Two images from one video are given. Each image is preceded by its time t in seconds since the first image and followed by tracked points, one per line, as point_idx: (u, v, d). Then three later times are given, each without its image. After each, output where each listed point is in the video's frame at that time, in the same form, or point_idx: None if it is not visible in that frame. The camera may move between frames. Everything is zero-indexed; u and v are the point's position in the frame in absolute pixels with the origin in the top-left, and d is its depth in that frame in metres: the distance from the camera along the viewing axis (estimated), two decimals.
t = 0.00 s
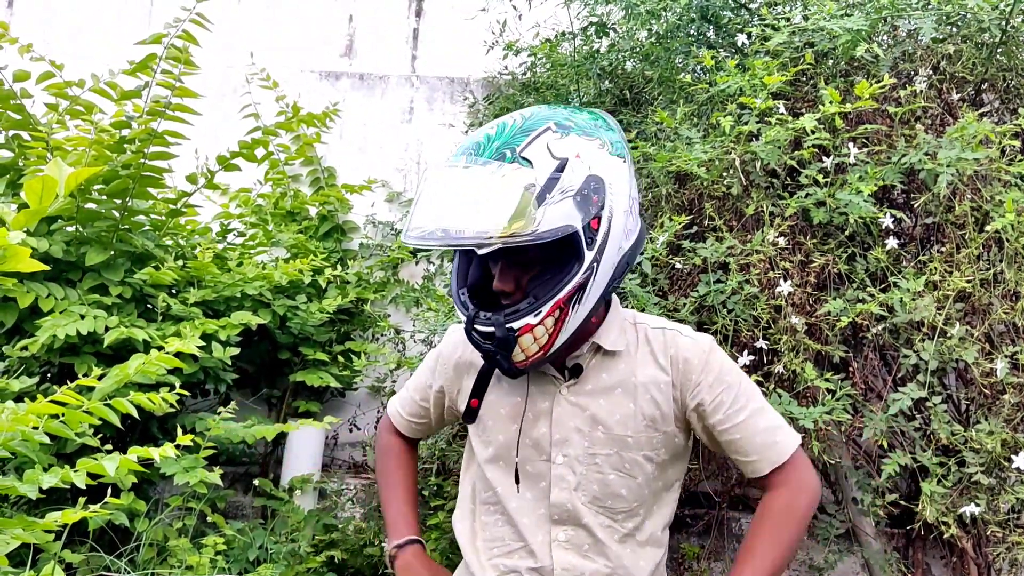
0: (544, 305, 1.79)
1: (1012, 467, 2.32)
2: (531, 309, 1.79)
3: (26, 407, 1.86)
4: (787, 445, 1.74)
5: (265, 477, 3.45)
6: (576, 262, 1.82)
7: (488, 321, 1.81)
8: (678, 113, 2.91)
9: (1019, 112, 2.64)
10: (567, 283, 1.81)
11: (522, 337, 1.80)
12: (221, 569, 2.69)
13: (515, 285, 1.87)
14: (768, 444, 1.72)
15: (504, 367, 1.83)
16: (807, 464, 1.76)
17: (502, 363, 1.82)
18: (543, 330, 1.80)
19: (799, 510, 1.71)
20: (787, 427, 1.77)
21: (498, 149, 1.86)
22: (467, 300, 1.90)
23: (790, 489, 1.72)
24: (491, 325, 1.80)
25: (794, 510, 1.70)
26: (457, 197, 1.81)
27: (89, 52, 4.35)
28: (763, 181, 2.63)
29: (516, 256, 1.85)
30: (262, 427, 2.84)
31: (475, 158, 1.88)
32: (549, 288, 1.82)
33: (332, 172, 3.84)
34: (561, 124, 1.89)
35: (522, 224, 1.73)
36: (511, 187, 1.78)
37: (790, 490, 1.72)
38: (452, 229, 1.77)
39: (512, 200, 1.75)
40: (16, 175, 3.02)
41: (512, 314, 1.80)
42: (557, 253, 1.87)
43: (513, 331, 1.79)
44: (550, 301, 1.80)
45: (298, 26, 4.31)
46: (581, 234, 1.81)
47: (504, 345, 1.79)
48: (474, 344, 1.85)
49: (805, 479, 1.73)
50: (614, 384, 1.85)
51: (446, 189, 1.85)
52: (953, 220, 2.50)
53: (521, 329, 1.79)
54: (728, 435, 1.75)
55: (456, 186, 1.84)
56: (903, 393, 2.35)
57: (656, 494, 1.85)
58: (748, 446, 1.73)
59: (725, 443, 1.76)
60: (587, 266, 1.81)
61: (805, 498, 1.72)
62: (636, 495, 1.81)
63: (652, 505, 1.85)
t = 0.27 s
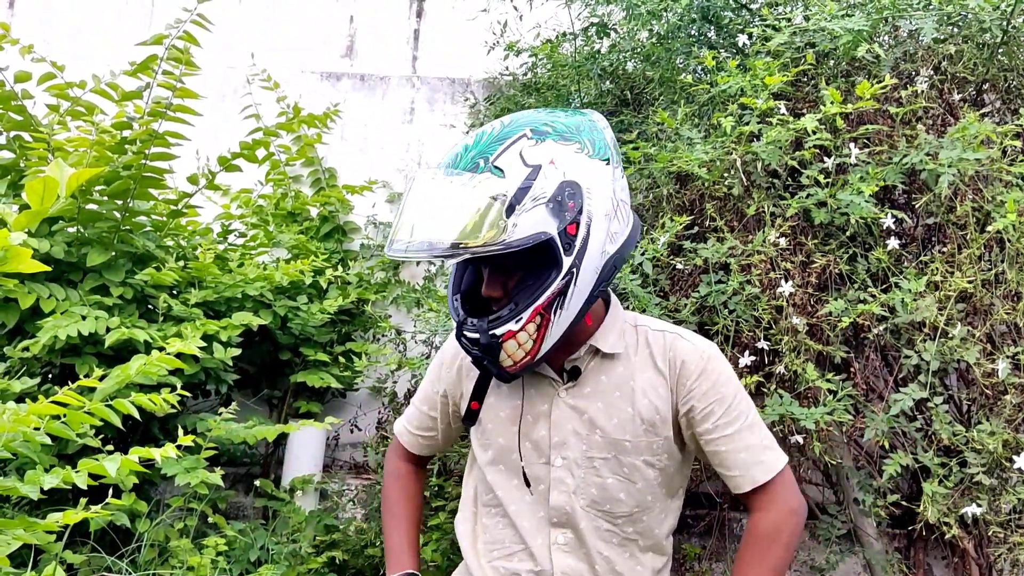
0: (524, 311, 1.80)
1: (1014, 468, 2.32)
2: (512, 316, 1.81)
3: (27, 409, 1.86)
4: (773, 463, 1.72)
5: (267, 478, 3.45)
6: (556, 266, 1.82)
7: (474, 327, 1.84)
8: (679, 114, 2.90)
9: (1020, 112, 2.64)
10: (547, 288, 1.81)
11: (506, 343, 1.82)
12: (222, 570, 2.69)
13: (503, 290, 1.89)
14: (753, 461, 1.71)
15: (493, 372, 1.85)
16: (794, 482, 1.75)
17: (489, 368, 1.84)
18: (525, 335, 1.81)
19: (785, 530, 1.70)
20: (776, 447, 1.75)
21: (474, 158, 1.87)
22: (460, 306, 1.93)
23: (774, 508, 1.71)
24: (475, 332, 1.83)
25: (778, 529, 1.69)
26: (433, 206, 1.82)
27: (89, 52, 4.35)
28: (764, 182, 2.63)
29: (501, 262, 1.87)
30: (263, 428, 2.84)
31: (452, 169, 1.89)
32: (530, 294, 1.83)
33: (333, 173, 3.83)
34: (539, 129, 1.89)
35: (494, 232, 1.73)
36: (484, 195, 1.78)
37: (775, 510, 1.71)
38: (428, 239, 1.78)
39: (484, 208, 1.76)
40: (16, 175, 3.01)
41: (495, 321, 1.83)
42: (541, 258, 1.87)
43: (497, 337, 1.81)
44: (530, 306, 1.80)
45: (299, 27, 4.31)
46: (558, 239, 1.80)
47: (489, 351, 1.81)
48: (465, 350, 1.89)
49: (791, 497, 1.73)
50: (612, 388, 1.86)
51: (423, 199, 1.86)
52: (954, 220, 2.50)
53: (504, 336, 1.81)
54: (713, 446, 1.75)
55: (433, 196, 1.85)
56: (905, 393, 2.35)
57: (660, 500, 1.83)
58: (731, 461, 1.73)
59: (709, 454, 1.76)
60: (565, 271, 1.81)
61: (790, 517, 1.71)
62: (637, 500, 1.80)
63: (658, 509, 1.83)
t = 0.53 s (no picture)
0: (544, 311, 1.78)
1: (1014, 469, 2.32)
2: (532, 316, 1.79)
3: (28, 410, 1.86)
4: (766, 466, 1.74)
5: (267, 478, 3.46)
6: (574, 266, 1.82)
7: (489, 329, 1.80)
8: (679, 114, 2.90)
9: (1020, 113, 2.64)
10: (566, 288, 1.81)
11: (524, 344, 1.80)
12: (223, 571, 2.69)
13: (514, 292, 1.85)
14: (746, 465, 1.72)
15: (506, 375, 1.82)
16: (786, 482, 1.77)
17: (505, 371, 1.81)
18: (545, 336, 1.80)
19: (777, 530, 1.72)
20: (769, 448, 1.77)
21: (488, 159, 1.86)
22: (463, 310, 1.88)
23: (767, 509, 1.73)
24: (491, 334, 1.79)
25: (771, 530, 1.72)
26: (453, 208, 1.81)
27: (89, 53, 4.36)
28: (764, 182, 2.63)
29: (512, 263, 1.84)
30: (264, 429, 2.84)
31: (466, 170, 1.87)
32: (548, 295, 1.81)
33: (333, 174, 3.83)
34: (549, 129, 1.89)
35: (520, 230, 1.73)
36: (505, 194, 1.78)
37: (768, 511, 1.73)
38: (452, 242, 1.77)
39: (507, 207, 1.76)
40: (17, 176, 3.01)
41: (512, 322, 1.80)
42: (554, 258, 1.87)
43: (515, 339, 1.78)
44: (550, 306, 1.79)
45: (299, 28, 4.31)
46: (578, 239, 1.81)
47: (508, 353, 1.78)
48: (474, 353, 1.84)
49: (784, 498, 1.75)
50: (610, 389, 1.85)
51: (441, 202, 1.85)
52: (955, 221, 2.50)
53: (524, 337, 1.78)
54: (707, 448, 1.76)
55: (451, 198, 1.83)
56: (905, 394, 2.35)
57: (658, 501, 1.84)
58: (723, 463, 1.74)
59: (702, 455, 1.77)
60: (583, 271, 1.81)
61: (783, 518, 1.73)
62: (636, 500, 1.81)
63: (656, 511, 1.84)
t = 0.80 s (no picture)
0: (560, 308, 1.78)
1: (1014, 468, 2.32)
2: (548, 313, 1.78)
3: (28, 410, 1.86)
4: (766, 465, 1.74)
5: (268, 478, 3.46)
6: (587, 264, 1.83)
7: (504, 326, 1.77)
8: (679, 114, 2.90)
9: (1020, 112, 2.64)
10: (580, 285, 1.81)
11: (538, 342, 1.79)
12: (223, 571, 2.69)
13: (522, 290, 1.85)
14: (746, 465, 1.72)
15: (518, 373, 1.80)
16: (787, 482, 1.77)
17: (518, 369, 1.78)
18: (558, 334, 1.79)
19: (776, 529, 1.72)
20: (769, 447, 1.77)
21: (503, 155, 1.83)
22: (471, 309, 1.85)
23: (767, 508, 1.73)
24: (506, 332, 1.76)
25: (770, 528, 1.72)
26: (471, 201, 1.77)
27: (89, 53, 4.36)
28: (764, 182, 2.63)
29: (524, 261, 1.83)
30: (264, 429, 2.84)
31: (480, 165, 1.84)
32: (561, 293, 1.82)
33: (333, 174, 3.83)
34: (560, 126, 1.89)
35: (542, 225, 1.71)
36: (525, 189, 1.76)
37: (768, 508, 1.73)
38: (472, 235, 1.73)
39: (527, 202, 1.74)
40: (17, 177, 3.01)
41: (527, 320, 1.78)
42: (564, 257, 1.87)
43: (530, 336, 1.77)
44: (566, 303, 1.79)
45: (299, 28, 4.31)
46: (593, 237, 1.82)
47: (524, 350, 1.76)
48: (484, 352, 1.80)
49: (783, 497, 1.75)
50: (611, 389, 1.85)
51: (457, 196, 1.81)
52: (955, 220, 2.50)
53: (539, 334, 1.78)
54: (707, 448, 1.76)
55: (468, 193, 1.79)
56: (906, 393, 2.35)
57: (659, 501, 1.84)
58: (724, 463, 1.74)
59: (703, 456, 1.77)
60: (597, 270, 1.83)
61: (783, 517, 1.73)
62: (637, 500, 1.81)
63: (657, 511, 1.84)
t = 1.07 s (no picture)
0: (568, 305, 1.78)
1: (1015, 467, 2.32)
2: (555, 309, 1.77)
3: (28, 410, 1.86)
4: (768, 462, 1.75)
5: (268, 478, 3.46)
6: (594, 260, 1.83)
7: (511, 322, 1.77)
8: (679, 114, 2.90)
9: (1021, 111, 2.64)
10: (588, 282, 1.81)
11: (544, 338, 1.79)
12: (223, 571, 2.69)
13: (528, 286, 1.82)
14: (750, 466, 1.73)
15: (523, 369, 1.80)
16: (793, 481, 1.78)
17: (524, 365, 1.79)
18: (565, 330, 1.79)
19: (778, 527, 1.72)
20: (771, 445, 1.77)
21: (516, 149, 1.83)
22: (475, 305, 1.85)
23: (772, 504, 1.74)
24: (513, 328, 1.76)
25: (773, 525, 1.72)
26: (482, 195, 1.78)
27: (89, 53, 4.37)
28: (764, 182, 2.63)
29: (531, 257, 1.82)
30: (264, 429, 2.84)
31: (492, 158, 1.84)
32: (568, 288, 1.81)
33: (333, 174, 3.83)
34: (570, 124, 1.89)
35: (553, 220, 1.72)
36: (537, 183, 1.76)
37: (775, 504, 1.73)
38: (484, 228, 1.73)
39: (538, 196, 1.74)
40: (17, 177, 3.01)
41: (534, 316, 1.78)
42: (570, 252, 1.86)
43: (537, 332, 1.77)
44: (574, 300, 1.79)
45: (299, 29, 4.31)
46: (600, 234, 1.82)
47: (531, 347, 1.76)
48: (489, 348, 1.81)
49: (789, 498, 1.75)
50: (611, 390, 1.85)
51: (469, 190, 1.81)
52: (955, 220, 2.50)
53: (546, 330, 1.77)
54: (709, 446, 1.76)
55: (480, 185, 1.80)
56: (906, 393, 2.35)
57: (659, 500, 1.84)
58: (728, 462, 1.74)
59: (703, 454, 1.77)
60: (604, 267, 1.83)
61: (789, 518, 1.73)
62: (636, 501, 1.81)
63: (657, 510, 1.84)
